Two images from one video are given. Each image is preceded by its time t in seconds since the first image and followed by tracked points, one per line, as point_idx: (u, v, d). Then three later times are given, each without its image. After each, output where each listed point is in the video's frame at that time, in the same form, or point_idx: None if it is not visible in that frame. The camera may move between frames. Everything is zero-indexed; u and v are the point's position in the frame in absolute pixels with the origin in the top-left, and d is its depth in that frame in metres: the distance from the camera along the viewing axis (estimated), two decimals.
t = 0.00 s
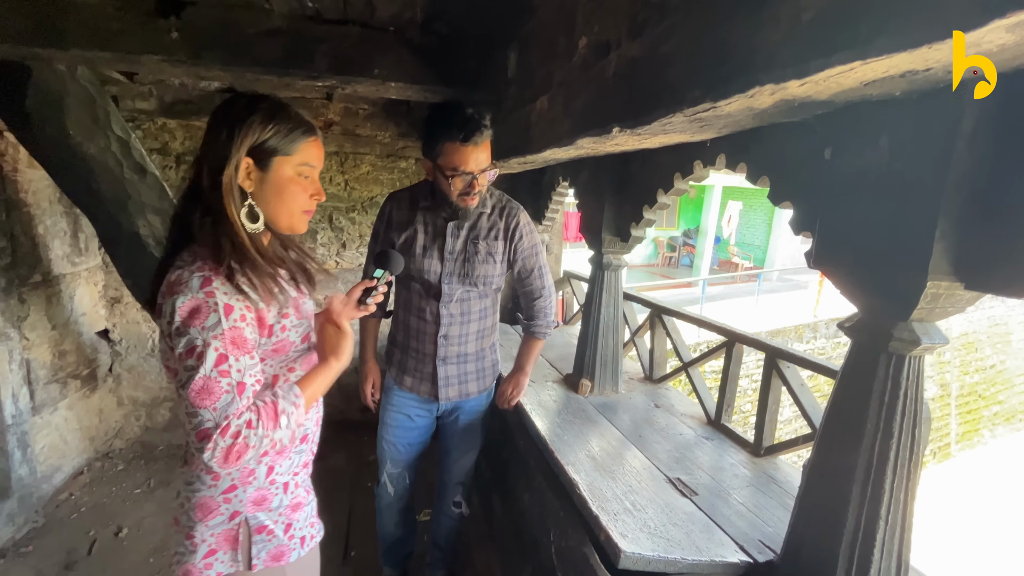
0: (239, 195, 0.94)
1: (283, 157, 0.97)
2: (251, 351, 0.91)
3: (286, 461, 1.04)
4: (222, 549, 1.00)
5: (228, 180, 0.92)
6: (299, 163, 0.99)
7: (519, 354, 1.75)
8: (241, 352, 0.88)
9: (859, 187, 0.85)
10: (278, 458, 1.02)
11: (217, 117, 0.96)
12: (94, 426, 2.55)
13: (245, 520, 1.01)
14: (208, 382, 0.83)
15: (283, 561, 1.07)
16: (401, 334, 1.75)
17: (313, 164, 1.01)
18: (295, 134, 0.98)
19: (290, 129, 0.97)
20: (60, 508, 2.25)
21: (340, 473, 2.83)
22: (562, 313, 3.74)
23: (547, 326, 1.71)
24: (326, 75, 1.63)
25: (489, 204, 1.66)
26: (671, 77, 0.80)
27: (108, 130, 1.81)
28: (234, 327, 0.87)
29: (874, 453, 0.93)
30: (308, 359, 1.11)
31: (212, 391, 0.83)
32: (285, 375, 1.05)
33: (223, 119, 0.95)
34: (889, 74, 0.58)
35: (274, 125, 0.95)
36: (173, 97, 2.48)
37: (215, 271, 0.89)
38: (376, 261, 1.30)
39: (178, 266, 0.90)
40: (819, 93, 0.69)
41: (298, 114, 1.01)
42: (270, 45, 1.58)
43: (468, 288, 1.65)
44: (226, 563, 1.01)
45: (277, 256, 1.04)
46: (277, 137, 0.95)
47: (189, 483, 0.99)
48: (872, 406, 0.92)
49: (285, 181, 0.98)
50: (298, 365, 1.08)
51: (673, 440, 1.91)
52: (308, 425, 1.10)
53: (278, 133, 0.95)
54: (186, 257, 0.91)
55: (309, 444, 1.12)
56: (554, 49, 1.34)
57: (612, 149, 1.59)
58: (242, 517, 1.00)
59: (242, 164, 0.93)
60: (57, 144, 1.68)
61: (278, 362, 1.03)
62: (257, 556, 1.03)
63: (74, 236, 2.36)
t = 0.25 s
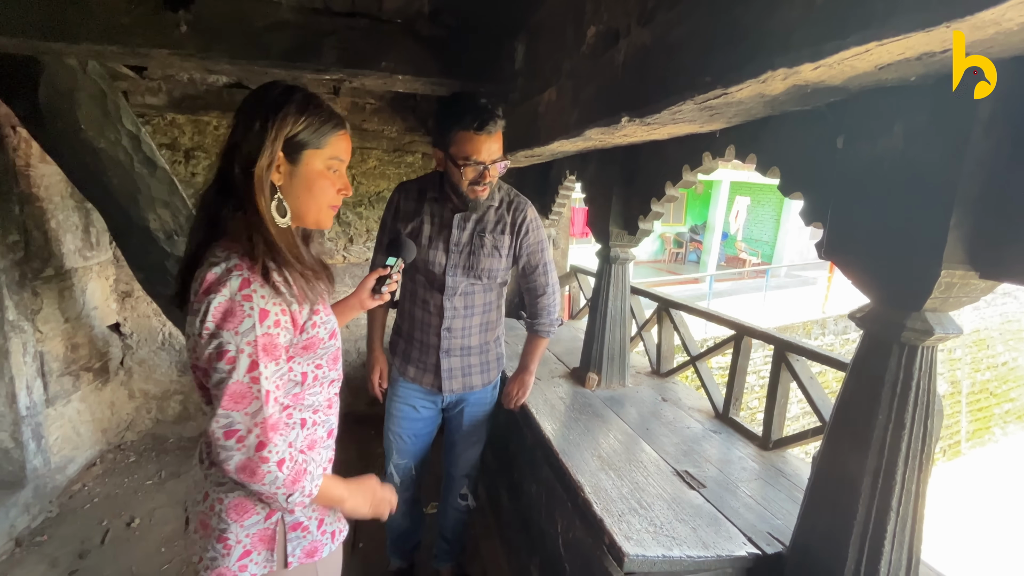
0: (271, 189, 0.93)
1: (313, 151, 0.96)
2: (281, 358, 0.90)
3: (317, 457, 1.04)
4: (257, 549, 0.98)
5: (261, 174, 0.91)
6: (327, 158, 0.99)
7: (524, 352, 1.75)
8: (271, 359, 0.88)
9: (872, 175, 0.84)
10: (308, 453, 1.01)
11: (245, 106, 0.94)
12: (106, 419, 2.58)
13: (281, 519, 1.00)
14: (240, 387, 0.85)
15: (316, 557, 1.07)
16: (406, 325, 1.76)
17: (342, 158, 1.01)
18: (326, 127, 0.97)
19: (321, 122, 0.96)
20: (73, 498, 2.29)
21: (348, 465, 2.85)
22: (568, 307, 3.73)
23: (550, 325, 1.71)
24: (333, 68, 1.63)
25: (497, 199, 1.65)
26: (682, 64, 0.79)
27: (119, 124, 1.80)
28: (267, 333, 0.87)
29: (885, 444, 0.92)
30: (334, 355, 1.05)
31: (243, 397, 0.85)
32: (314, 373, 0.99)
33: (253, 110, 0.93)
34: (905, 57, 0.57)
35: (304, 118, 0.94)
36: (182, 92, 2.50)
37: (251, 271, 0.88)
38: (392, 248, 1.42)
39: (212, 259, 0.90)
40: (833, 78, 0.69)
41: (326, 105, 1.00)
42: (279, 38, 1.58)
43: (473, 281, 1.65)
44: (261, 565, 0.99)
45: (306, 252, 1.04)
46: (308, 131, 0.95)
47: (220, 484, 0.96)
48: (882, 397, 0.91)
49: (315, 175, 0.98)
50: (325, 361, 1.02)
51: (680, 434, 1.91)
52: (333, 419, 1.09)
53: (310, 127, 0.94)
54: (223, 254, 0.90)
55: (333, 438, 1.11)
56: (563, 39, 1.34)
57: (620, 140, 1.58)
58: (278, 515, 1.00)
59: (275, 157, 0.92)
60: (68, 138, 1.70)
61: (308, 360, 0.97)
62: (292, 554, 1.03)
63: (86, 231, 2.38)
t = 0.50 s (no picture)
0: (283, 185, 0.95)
1: (323, 146, 0.97)
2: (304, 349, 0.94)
3: (331, 450, 1.07)
4: (273, 542, 1.01)
5: (273, 169, 0.93)
6: (337, 152, 1.00)
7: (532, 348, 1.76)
8: (296, 349, 0.91)
9: (881, 170, 0.84)
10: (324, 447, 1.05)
11: (255, 102, 0.95)
12: (119, 413, 2.62)
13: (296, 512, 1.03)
14: (272, 377, 0.87)
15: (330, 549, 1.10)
16: (414, 320, 1.78)
17: (351, 152, 1.02)
18: (335, 122, 0.98)
19: (329, 117, 0.97)
20: (88, 491, 2.32)
21: (356, 460, 2.88)
22: (575, 305, 3.74)
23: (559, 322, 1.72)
24: (343, 66, 1.65)
25: (505, 196, 1.66)
26: (691, 59, 0.80)
27: (133, 123, 1.82)
28: (292, 325, 0.90)
29: (893, 438, 0.93)
30: (345, 349, 1.10)
31: (275, 387, 0.87)
32: (328, 366, 1.04)
33: (263, 106, 0.94)
34: (914, 51, 0.57)
35: (314, 113, 0.95)
36: (192, 90, 2.52)
37: (270, 266, 0.91)
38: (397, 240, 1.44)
39: (230, 253, 0.91)
40: (842, 72, 0.69)
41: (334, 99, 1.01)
42: (289, 36, 1.59)
43: (481, 277, 1.66)
44: (277, 558, 1.02)
45: (317, 246, 1.05)
46: (318, 126, 0.96)
47: (236, 477, 0.98)
48: (891, 391, 0.92)
49: (325, 170, 0.99)
50: (339, 354, 1.07)
51: (688, 429, 1.92)
52: (344, 413, 1.13)
53: (319, 122, 0.96)
54: (240, 249, 0.91)
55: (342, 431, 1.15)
56: (571, 36, 1.34)
57: (628, 137, 1.59)
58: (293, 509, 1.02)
59: (286, 153, 0.94)
60: (83, 136, 1.72)
61: (323, 353, 1.02)
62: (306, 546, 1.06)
63: (99, 228, 2.42)
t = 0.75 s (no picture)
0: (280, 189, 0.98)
1: (318, 151, 1.00)
2: (297, 346, 0.95)
3: (329, 446, 1.09)
4: (274, 533, 1.05)
5: (269, 175, 0.96)
6: (332, 157, 1.03)
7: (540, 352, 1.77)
8: (287, 346, 0.93)
9: (888, 177, 0.85)
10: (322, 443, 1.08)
11: (251, 111, 0.99)
12: (134, 411, 2.67)
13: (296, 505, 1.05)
14: (262, 373, 0.89)
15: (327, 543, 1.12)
16: (423, 322, 1.80)
17: (345, 155, 1.05)
18: (328, 126, 1.01)
19: (322, 121, 1.00)
20: (104, 488, 2.37)
21: (365, 460, 2.91)
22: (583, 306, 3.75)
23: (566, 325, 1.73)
24: (355, 71, 1.67)
25: (515, 200, 1.68)
26: (699, 68, 0.81)
27: (150, 128, 1.89)
28: (283, 322, 0.92)
29: (900, 442, 0.93)
30: (344, 347, 1.12)
31: (266, 382, 0.90)
32: (326, 364, 1.06)
33: (259, 115, 0.98)
34: (919, 63, 0.58)
35: (309, 120, 0.98)
36: (206, 95, 2.54)
37: (263, 265, 0.93)
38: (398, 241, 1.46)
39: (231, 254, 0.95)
40: (848, 83, 0.70)
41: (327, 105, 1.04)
42: (302, 43, 1.62)
43: (489, 280, 1.68)
44: (277, 548, 1.06)
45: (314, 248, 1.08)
46: (311, 131, 0.98)
47: (240, 470, 1.02)
48: (897, 397, 0.92)
49: (320, 173, 1.02)
50: (337, 352, 1.09)
51: (695, 432, 1.93)
52: (344, 411, 1.15)
53: (312, 127, 0.98)
54: (237, 251, 0.95)
55: (344, 429, 1.17)
56: (580, 42, 1.35)
57: (637, 141, 1.60)
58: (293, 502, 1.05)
59: (282, 159, 0.97)
60: (101, 141, 1.76)
61: (320, 351, 1.04)
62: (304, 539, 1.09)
63: (115, 230, 2.47)
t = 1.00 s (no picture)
0: (267, 197, 1.01)
1: (303, 158, 1.02)
2: (286, 340, 0.98)
3: (318, 444, 1.10)
4: (261, 527, 1.05)
5: (255, 184, 0.99)
6: (317, 163, 1.05)
7: (546, 358, 1.78)
8: (276, 340, 0.95)
9: (890, 185, 0.86)
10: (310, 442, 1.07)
11: (241, 122, 1.02)
12: (143, 413, 2.71)
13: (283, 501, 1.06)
14: (252, 365, 0.92)
15: (318, 538, 1.10)
16: (429, 327, 1.82)
17: (331, 161, 1.06)
18: (312, 133, 1.03)
19: (306, 129, 1.02)
20: (114, 489, 2.40)
21: (371, 463, 2.92)
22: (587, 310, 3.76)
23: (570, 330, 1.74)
24: (363, 79, 1.70)
25: (520, 206, 1.70)
26: (702, 80, 0.82)
27: (161, 135, 1.91)
28: (271, 317, 0.94)
29: (902, 449, 0.94)
30: (335, 345, 1.13)
31: (256, 374, 0.92)
32: (317, 361, 1.07)
33: (247, 126, 1.01)
34: (918, 77, 0.60)
35: (293, 127, 1.00)
36: (215, 101, 2.58)
37: (250, 263, 0.96)
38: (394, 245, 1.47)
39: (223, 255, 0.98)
40: (849, 95, 0.71)
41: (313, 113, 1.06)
42: (311, 51, 1.65)
43: (495, 286, 1.70)
44: (265, 541, 1.06)
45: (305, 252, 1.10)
46: (295, 138, 1.01)
47: (230, 466, 1.06)
48: (900, 404, 0.93)
49: (305, 180, 1.04)
50: (328, 349, 1.10)
51: (699, 436, 1.93)
52: (335, 411, 1.16)
53: (296, 135, 1.00)
54: (228, 252, 0.98)
55: (337, 429, 1.18)
56: (584, 50, 1.37)
57: (641, 148, 1.61)
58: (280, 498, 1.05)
59: (267, 168, 0.99)
60: (114, 148, 1.80)
61: (311, 347, 1.05)
62: (294, 534, 1.06)
63: (125, 234, 2.50)
